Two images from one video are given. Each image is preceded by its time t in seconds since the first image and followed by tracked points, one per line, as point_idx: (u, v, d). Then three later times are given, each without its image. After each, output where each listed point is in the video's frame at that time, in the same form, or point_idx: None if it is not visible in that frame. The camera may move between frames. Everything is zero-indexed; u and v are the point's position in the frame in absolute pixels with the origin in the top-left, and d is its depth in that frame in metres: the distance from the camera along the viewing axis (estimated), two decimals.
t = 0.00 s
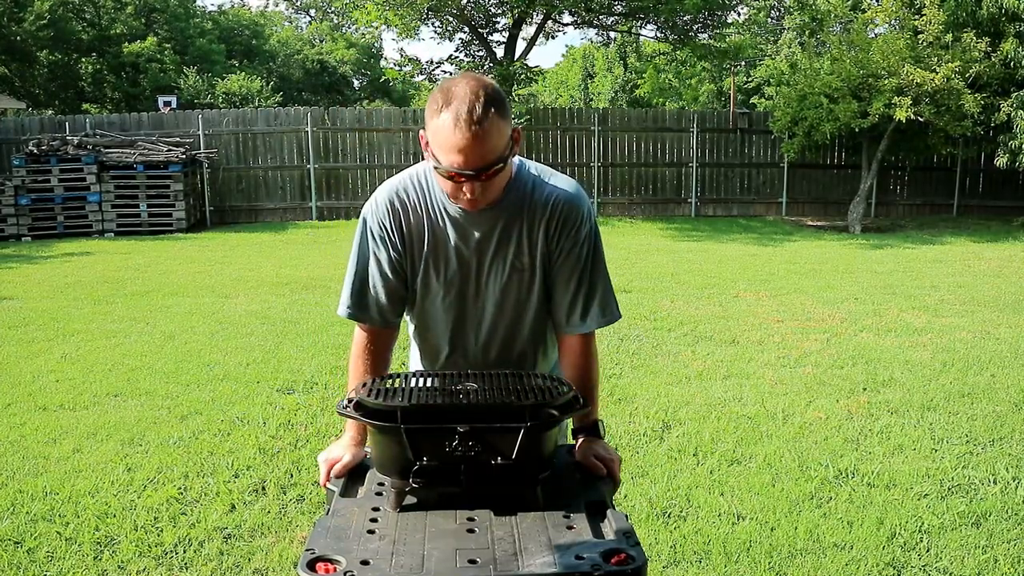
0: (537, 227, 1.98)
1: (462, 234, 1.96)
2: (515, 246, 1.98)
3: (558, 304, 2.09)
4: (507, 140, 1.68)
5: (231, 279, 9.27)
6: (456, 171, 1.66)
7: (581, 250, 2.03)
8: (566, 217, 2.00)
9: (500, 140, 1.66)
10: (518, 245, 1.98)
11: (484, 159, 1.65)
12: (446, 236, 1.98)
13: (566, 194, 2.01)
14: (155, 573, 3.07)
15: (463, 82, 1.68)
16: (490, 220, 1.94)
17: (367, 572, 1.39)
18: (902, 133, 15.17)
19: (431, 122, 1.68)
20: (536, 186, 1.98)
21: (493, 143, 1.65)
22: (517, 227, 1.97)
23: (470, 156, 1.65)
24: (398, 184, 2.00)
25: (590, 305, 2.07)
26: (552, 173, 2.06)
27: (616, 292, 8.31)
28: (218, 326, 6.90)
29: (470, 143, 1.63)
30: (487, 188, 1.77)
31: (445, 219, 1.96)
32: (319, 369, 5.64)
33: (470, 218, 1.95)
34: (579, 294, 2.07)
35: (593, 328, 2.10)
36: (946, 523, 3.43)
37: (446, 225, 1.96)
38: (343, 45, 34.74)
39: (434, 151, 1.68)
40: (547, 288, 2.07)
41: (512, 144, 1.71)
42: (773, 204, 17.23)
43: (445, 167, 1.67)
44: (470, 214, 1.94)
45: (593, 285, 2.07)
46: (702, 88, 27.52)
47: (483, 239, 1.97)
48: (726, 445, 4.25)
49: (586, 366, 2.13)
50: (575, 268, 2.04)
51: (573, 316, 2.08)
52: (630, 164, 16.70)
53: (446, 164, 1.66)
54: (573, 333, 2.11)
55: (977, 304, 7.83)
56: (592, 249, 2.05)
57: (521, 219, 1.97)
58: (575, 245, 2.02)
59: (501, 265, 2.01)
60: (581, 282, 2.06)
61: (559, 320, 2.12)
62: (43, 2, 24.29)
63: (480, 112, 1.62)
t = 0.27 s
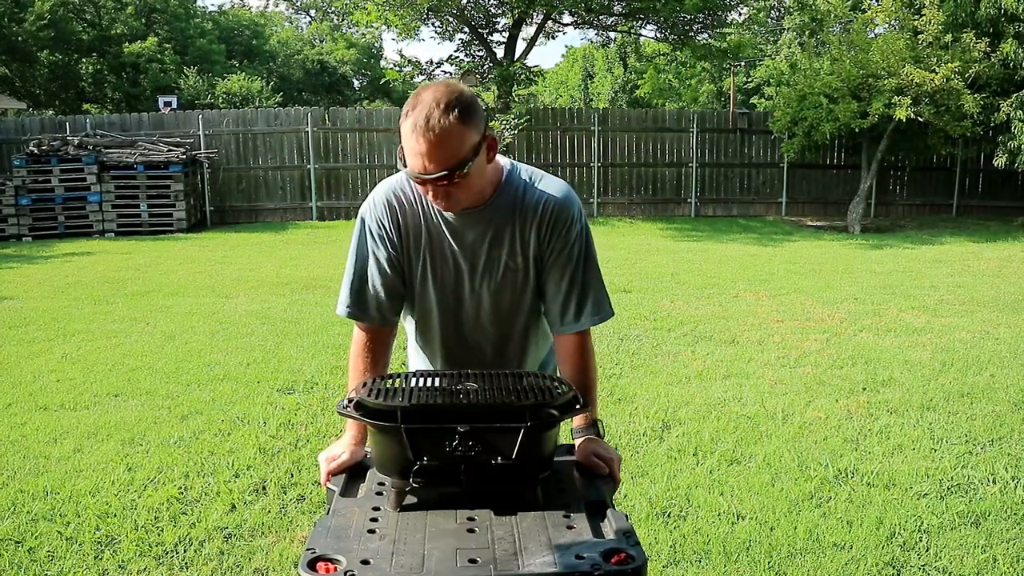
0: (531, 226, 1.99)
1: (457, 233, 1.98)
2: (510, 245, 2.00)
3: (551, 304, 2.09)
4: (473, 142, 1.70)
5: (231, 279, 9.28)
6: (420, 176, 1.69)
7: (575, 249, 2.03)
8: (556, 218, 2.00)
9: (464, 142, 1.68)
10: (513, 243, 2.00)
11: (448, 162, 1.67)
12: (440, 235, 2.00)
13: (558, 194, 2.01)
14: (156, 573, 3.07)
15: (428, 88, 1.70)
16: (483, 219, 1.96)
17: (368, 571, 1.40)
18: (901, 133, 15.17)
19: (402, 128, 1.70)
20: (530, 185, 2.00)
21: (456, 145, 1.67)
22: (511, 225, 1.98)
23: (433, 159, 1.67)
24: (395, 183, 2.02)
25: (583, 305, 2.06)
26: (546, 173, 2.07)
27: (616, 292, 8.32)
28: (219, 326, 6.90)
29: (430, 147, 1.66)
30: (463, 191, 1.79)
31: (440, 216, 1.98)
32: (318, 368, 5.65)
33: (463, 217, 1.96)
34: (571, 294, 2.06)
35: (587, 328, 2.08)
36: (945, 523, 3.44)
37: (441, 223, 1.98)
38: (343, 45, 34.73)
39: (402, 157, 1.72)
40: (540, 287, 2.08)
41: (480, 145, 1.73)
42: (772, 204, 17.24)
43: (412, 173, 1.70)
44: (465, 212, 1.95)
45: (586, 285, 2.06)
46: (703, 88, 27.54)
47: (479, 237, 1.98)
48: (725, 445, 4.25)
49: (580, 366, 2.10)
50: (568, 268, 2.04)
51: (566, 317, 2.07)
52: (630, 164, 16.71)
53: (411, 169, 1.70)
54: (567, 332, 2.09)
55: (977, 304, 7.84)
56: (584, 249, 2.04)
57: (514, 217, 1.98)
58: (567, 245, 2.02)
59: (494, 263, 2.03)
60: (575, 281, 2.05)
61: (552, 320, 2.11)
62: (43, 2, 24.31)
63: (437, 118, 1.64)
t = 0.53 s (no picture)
0: (529, 225, 2.01)
1: (455, 232, 1.99)
2: (508, 243, 2.01)
3: (546, 303, 2.09)
4: (481, 113, 1.73)
5: (231, 279, 9.28)
6: (428, 140, 1.70)
7: (572, 247, 2.04)
8: (553, 218, 2.01)
9: (474, 111, 1.71)
10: (512, 241, 2.01)
11: (461, 125, 1.69)
12: (440, 233, 2.00)
13: (554, 194, 2.02)
14: (156, 573, 3.08)
15: (434, 75, 1.77)
16: (482, 219, 1.97)
17: (368, 572, 1.40)
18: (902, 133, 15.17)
19: (410, 103, 1.74)
20: (526, 184, 2.00)
21: (467, 112, 1.70)
22: (510, 224, 1.99)
23: (445, 122, 1.68)
24: (394, 183, 2.01)
25: (581, 304, 2.06)
26: (542, 174, 2.08)
27: (616, 292, 8.32)
28: (218, 326, 6.91)
29: (443, 112, 1.68)
30: (469, 171, 1.79)
31: (440, 216, 1.98)
32: (319, 368, 5.65)
33: (463, 216, 1.96)
34: (567, 293, 2.06)
35: (584, 328, 2.07)
36: (945, 523, 3.44)
37: (442, 223, 1.99)
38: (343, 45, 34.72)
39: (409, 128, 1.73)
40: (537, 286, 2.09)
41: (486, 123, 1.77)
42: (772, 204, 17.24)
43: (420, 137, 1.71)
44: (464, 211, 1.96)
45: (583, 283, 2.06)
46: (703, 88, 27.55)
47: (479, 237, 1.99)
48: (725, 445, 4.26)
49: (580, 362, 2.07)
50: (564, 267, 2.04)
51: (563, 317, 2.06)
52: (630, 164, 16.71)
53: (419, 134, 1.70)
54: (565, 331, 2.07)
55: (977, 304, 7.84)
56: (581, 249, 2.04)
57: (513, 217, 1.99)
58: (564, 245, 2.03)
59: (492, 263, 2.04)
60: (573, 279, 2.05)
61: (548, 319, 2.11)
62: (44, 2, 24.33)
63: (448, 86, 1.71)
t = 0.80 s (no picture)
0: (531, 226, 2.01)
1: (458, 232, 1.99)
2: (510, 244, 2.02)
3: (547, 304, 2.09)
4: (498, 105, 1.76)
5: (231, 279, 9.28)
6: (446, 125, 1.71)
7: (573, 248, 2.04)
8: (554, 219, 2.01)
9: (490, 102, 1.74)
10: (514, 242, 2.01)
11: (478, 114, 1.71)
12: (443, 232, 2.00)
13: (555, 195, 2.03)
14: (156, 573, 3.08)
15: (450, 72, 1.82)
16: (484, 219, 1.97)
17: (368, 572, 1.40)
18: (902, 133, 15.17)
19: (427, 93, 1.76)
20: (528, 184, 2.01)
21: (484, 102, 1.73)
22: (513, 225, 2.00)
23: (463, 109, 1.71)
24: (397, 182, 2.01)
25: (582, 304, 2.06)
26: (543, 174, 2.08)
27: (616, 292, 8.32)
28: (218, 326, 6.90)
29: (463, 99, 1.71)
30: (482, 163, 1.78)
31: (444, 216, 1.98)
32: (319, 368, 5.65)
33: (467, 216, 1.96)
34: (568, 293, 2.06)
35: (585, 327, 2.08)
36: (945, 523, 3.44)
37: (445, 222, 1.98)
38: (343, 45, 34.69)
39: (425, 115, 1.75)
40: (537, 287, 2.10)
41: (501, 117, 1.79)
42: (772, 204, 17.24)
43: (437, 123, 1.72)
44: (468, 210, 1.96)
45: (583, 283, 2.07)
46: (703, 89, 27.55)
47: (481, 237, 1.99)
48: (725, 445, 4.26)
49: (581, 362, 2.10)
50: (565, 267, 2.04)
51: (564, 317, 2.07)
52: (630, 164, 16.71)
53: (437, 119, 1.71)
54: (565, 331, 2.08)
55: (977, 304, 7.84)
56: (581, 250, 2.05)
57: (516, 217, 1.99)
58: (565, 245, 2.03)
59: (495, 263, 2.04)
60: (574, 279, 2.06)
61: (548, 319, 2.11)
62: (44, 2, 24.34)
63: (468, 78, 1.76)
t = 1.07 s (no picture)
0: (535, 225, 2.01)
1: (461, 231, 1.99)
2: (513, 243, 2.02)
3: (549, 304, 2.09)
4: (506, 103, 1.76)
5: (231, 279, 9.28)
6: (455, 122, 1.71)
7: (576, 247, 2.05)
8: (558, 218, 2.02)
9: (499, 100, 1.74)
10: (517, 240, 2.02)
11: (486, 113, 1.71)
12: (446, 231, 2.00)
13: (558, 195, 2.03)
14: (157, 573, 3.07)
15: (461, 64, 1.81)
16: (488, 217, 1.98)
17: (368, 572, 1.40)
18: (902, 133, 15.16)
19: (436, 88, 1.76)
20: (532, 184, 2.01)
21: (493, 101, 1.72)
22: (516, 223, 2.00)
23: (473, 107, 1.70)
24: (400, 181, 2.01)
25: (583, 304, 2.07)
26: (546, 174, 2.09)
27: (616, 292, 8.32)
28: (218, 326, 6.91)
29: (473, 96, 1.71)
30: (489, 161, 1.79)
31: (447, 213, 1.98)
32: (319, 368, 5.65)
33: (471, 214, 1.97)
34: (570, 293, 2.06)
35: (586, 327, 2.09)
36: (945, 523, 3.44)
37: (448, 221, 1.99)
38: (343, 45, 34.69)
39: (435, 110, 1.75)
40: (539, 287, 2.10)
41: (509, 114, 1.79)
42: (772, 204, 17.24)
43: (446, 120, 1.72)
44: (472, 208, 1.96)
45: (586, 284, 2.07)
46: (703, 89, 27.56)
47: (485, 235, 1.99)
48: (725, 445, 4.26)
49: (582, 362, 2.10)
50: (568, 267, 2.05)
51: (566, 316, 2.07)
52: (630, 164, 16.72)
53: (446, 115, 1.71)
54: (566, 330, 2.08)
55: (977, 304, 7.84)
56: (583, 250, 2.06)
57: (519, 215, 2.00)
58: (568, 245, 2.03)
59: (498, 262, 2.05)
60: (576, 278, 2.06)
61: (550, 319, 2.11)
62: (44, 2, 24.36)
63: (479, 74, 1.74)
